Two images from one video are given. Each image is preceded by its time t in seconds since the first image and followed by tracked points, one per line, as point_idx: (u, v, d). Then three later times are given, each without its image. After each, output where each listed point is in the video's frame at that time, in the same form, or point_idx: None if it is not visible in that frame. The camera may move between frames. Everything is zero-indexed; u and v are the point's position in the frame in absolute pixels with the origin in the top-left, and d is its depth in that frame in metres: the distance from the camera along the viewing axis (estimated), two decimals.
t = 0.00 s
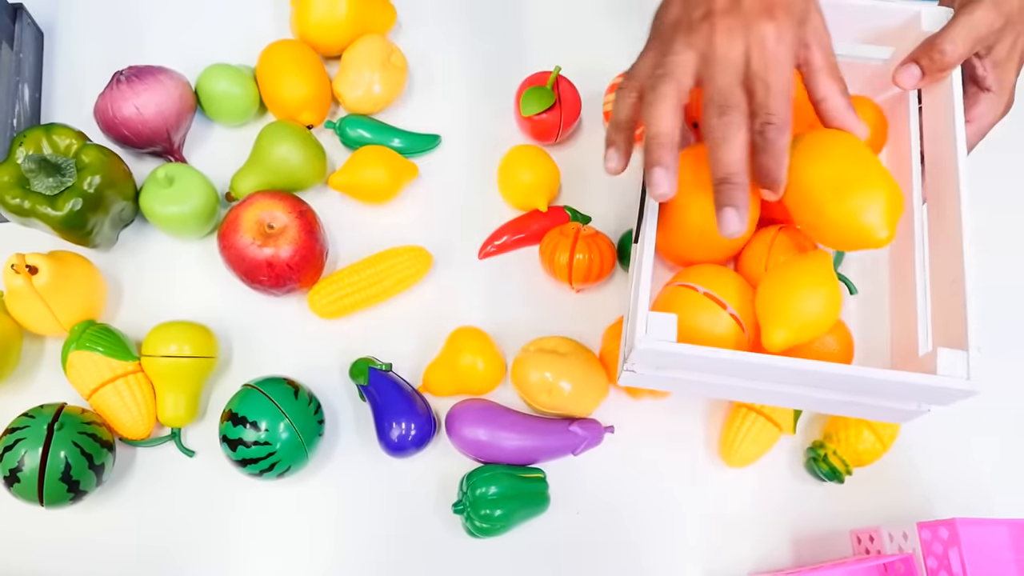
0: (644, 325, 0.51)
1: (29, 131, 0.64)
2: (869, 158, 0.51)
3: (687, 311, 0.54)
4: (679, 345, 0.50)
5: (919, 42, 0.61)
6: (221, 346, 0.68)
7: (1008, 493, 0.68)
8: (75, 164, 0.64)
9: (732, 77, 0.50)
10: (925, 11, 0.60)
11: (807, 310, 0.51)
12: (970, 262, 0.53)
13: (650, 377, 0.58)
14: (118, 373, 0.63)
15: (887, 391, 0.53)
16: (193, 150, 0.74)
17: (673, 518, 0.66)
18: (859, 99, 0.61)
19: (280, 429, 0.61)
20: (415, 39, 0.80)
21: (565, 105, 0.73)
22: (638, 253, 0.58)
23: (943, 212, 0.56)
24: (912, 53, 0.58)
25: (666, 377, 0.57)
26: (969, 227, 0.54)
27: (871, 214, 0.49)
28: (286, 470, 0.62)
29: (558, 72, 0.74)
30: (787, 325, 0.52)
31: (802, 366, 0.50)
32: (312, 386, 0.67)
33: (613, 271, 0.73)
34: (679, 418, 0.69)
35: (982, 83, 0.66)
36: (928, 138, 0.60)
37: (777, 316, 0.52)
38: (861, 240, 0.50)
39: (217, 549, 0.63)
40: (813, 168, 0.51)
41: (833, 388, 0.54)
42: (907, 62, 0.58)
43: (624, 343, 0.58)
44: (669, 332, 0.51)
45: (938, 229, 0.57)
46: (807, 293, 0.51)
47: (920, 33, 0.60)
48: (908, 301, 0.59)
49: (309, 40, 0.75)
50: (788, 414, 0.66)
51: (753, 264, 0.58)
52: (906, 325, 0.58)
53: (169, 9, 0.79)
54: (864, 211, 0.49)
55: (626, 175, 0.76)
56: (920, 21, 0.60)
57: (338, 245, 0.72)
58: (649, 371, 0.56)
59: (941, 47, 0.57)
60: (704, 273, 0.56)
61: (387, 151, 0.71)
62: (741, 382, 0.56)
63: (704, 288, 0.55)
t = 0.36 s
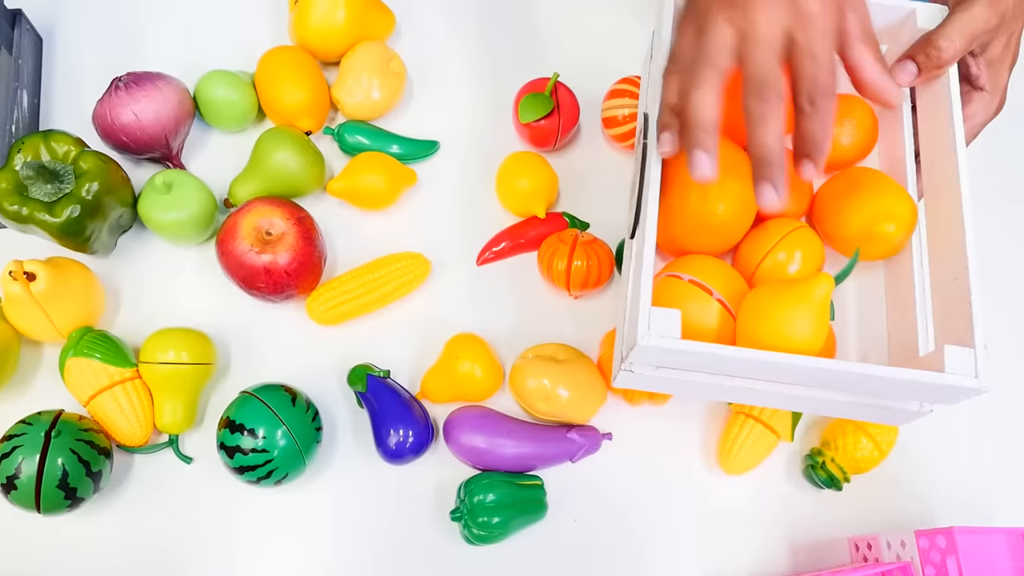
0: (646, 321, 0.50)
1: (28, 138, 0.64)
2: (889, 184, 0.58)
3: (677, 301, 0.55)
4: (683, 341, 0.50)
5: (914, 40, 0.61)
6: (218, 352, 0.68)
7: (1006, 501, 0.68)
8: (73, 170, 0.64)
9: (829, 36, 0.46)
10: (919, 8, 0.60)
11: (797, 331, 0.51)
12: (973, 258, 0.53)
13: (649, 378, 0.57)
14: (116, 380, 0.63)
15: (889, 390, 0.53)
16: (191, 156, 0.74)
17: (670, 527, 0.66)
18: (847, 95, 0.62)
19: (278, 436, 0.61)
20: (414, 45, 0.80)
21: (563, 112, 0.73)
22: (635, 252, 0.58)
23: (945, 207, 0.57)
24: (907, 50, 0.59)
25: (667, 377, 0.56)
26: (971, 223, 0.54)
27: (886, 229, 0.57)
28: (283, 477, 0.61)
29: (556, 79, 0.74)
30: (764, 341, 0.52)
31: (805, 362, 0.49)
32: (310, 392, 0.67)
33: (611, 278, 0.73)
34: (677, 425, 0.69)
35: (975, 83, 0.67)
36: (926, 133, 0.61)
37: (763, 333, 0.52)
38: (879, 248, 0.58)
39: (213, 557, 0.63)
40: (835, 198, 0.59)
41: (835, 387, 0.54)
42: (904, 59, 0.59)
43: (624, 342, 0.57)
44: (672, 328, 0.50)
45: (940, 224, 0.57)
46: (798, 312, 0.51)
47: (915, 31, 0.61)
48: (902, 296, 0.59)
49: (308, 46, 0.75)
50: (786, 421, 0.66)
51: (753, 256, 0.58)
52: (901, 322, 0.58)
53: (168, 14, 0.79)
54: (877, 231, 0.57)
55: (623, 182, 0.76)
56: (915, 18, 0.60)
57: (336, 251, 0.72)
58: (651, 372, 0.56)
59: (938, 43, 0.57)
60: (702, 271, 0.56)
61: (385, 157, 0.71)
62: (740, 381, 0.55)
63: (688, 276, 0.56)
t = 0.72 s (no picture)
0: (693, 336, 0.52)
1: (28, 145, 0.64)
2: (912, 228, 0.61)
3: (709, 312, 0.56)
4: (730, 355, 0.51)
5: (940, 53, 0.63)
6: (218, 359, 0.68)
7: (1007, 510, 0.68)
8: (73, 178, 0.64)
9: None
10: (946, 23, 0.62)
11: (832, 343, 0.53)
12: (1007, 272, 0.55)
13: (688, 391, 0.58)
14: (115, 388, 0.63)
15: (926, 401, 0.54)
16: (192, 163, 0.74)
17: (671, 536, 0.66)
18: (864, 107, 0.66)
19: (278, 445, 0.60)
20: (415, 51, 0.80)
21: (564, 118, 0.73)
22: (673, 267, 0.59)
23: (974, 219, 0.58)
24: (937, 63, 0.61)
25: (706, 390, 0.58)
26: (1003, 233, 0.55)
27: (901, 282, 0.59)
28: (282, 486, 0.61)
29: (557, 85, 0.74)
30: (800, 354, 0.54)
31: (846, 375, 0.51)
32: (309, 400, 0.67)
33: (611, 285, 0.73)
34: (678, 433, 0.69)
35: (996, 95, 0.69)
36: (953, 143, 0.62)
37: (800, 346, 0.54)
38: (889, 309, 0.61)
39: (212, 565, 0.63)
40: (868, 229, 0.62)
41: (871, 398, 0.55)
42: (931, 73, 0.61)
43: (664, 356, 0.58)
44: (718, 343, 0.51)
45: (968, 235, 0.59)
46: (835, 326, 0.53)
47: (941, 44, 0.62)
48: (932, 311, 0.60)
49: (309, 52, 0.75)
50: (787, 430, 0.66)
51: (781, 265, 0.61)
52: (932, 336, 0.60)
53: (169, 20, 0.79)
54: (891, 284, 0.60)
55: (624, 190, 0.76)
56: (942, 32, 0.62)
57: (337, 258, 0.72)
58: (691, 385, 0.57)
59: (965, 58, 0.59)
60: (727, 278, 0.58)
61: (385, 164, 0.71)
62: (781, 394, 0.56)
63: (714, 286, 0.58)
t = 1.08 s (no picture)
0: (727, 349, 0.52)
1: (25, 152, 0.63)
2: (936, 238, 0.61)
3: (739, 323, 0.56)
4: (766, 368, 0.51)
5: (961, 56, 0.62)
6: (216, 367, 0.68)
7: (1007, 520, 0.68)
8: (70, 186, 0.63)
9: None
10: (966, 26, 0.61)
11: (865, 354, 0.53)
12: None
13: (718, 401, 0.58)
14: (112, 396, 0.63)
15: (956, 409, 0.54)
16: (190, 168, 0.74)
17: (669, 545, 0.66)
18: (884, 111, 0.66)
19: (274, 454, 0.60)
20: (415, 57, 0.79)
21: (563, 125, 0.73)
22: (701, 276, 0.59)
23: (1000, 227, 0.59)
24: (959, 66, 0.61)
25: (735, 400, 0.58)
26: None
27: (925, 289, 0.60)
28: (279, 495, 0.61)
29: (556, 92, 0.74)
30: (833, 364, 0.54)
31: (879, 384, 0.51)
32: (307, 409, 0.67)
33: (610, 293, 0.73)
34: (676, 442, 0.69)
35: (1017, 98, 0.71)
36: (974, 149, 0.63)
37: (832, 355, 0.54)
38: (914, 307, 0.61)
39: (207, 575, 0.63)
40: (886, 232, 0.62)
41: (901, 406, 0.56)
42: (953, 76, 0.61)
43: (693, 367, 0.59)
44: (752, 356, 0.52)
45: (992, 245, 0.60)
46: (867, 336, 0.53)
47: (962, 47, 0.62)
48: (957, 318, 0.61)
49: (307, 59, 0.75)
50: (786, 439, 0.66)
51: (806, 272, 0.61)
52: (958, 342, 0.61)
53: (168, 27, 0.79)
54: (916, 285, 0.60)
55: (623, 197, 0.76)
56: (962, 35, 0.61)
57: (334, 265, 0.72)
58: (720, 397, 0.57)
59: (987, 62, 0.59)
60: (756, 287, 0.58)
61: (383, 171, 0.71)
62: (811, 403, 0.57)
63: (742, 296, 0.58)
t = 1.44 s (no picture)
0: (730, 358, 0.51)
1: (17, 161, 0.64)
2: (937, 251, 0.61)
3: (741, 332, 0.56)
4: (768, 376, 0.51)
5: (963, 67, 0.62)
6: (210, 376, 0.67)
7: (1003, 528, 0.68)
8: (62, 195, 0.63)
9: None
10: (967, 37, 0.61)
11: (866, 363, 0.53)
12: None
13: (719, 409, 0.58)
14: (104, 406, 0.63)
15: (957, 418, 0.54)
16: (184, 174, 0.74)
17: (663, 553, 0.66)
18: (886, 121, 0.66)
19: (267, 463, 0.60)
20: (410, 64, 0.79)
21: (558, 133, 0.73)
22: (703, 285, 0.59)
23: (1000, 237, 0.59)
24: (961, 77, 0.61)
25: (736, 409, 0.58)
26: None
27: (928, 300, 0.60)
28: (272, 505, 0.61)
29: (550, 99, 0.74)
30: (835, 373, 0.54)
31: (880, 394, 0.51)
32: (300, 417, 0.67)
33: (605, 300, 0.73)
34: (671, 451, 0.69)
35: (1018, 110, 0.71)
36: (976, 159, 0.63)
37: (834, 365, 0.54)
38: (919, 320, 0.61)
39: None
40: (886, 244, 0.62)
41: (902, 416, 0.55)
42: (955, 86, 0.62)
43: (695, 375, 0.59)
44: (755, 365, 0.51)
45: (992, 256, 0.60)
46: (869, 346, 0.53)
47: (963, 59, 0.62)
48: (958, 328, 0.61)
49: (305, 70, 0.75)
50: (781, 447, 0.66)
51: (808, 281, 0.60)
52: (959, 352, 0.61)
53: (163, 35, 0.79)
54: (919, 297, 0.60)
55: (618, 204, 0.76)
56: (963, 47, 0.61)
57: (328, 273, 0.72)
58: (722, 405, 0.57)
59: (989, 73, 0.59)
60: (758, 296, 0.58)
61: (379, 179, 0.71)
62: (813, 412, 0.57)
63: (744, 305, 0.58)
